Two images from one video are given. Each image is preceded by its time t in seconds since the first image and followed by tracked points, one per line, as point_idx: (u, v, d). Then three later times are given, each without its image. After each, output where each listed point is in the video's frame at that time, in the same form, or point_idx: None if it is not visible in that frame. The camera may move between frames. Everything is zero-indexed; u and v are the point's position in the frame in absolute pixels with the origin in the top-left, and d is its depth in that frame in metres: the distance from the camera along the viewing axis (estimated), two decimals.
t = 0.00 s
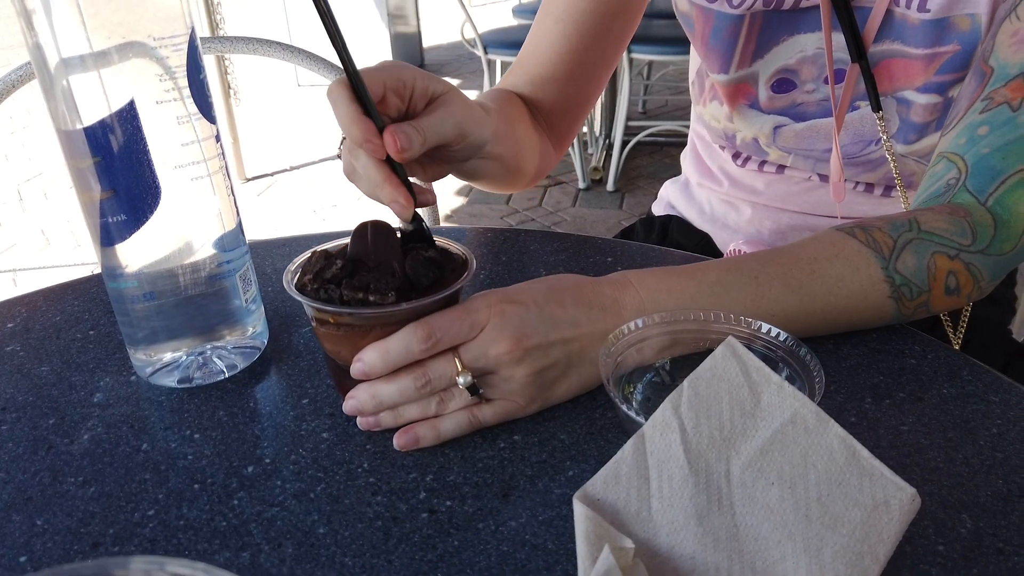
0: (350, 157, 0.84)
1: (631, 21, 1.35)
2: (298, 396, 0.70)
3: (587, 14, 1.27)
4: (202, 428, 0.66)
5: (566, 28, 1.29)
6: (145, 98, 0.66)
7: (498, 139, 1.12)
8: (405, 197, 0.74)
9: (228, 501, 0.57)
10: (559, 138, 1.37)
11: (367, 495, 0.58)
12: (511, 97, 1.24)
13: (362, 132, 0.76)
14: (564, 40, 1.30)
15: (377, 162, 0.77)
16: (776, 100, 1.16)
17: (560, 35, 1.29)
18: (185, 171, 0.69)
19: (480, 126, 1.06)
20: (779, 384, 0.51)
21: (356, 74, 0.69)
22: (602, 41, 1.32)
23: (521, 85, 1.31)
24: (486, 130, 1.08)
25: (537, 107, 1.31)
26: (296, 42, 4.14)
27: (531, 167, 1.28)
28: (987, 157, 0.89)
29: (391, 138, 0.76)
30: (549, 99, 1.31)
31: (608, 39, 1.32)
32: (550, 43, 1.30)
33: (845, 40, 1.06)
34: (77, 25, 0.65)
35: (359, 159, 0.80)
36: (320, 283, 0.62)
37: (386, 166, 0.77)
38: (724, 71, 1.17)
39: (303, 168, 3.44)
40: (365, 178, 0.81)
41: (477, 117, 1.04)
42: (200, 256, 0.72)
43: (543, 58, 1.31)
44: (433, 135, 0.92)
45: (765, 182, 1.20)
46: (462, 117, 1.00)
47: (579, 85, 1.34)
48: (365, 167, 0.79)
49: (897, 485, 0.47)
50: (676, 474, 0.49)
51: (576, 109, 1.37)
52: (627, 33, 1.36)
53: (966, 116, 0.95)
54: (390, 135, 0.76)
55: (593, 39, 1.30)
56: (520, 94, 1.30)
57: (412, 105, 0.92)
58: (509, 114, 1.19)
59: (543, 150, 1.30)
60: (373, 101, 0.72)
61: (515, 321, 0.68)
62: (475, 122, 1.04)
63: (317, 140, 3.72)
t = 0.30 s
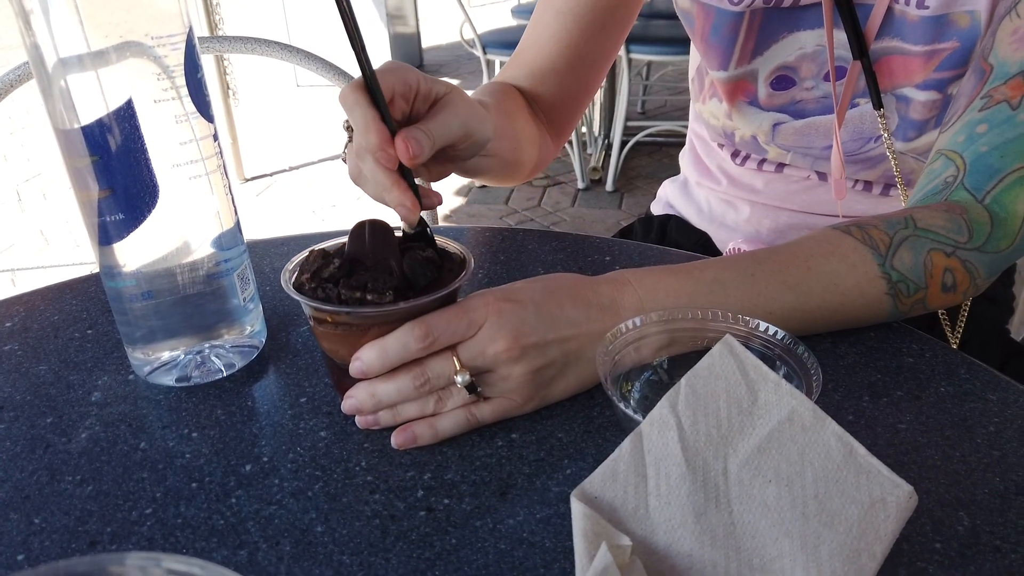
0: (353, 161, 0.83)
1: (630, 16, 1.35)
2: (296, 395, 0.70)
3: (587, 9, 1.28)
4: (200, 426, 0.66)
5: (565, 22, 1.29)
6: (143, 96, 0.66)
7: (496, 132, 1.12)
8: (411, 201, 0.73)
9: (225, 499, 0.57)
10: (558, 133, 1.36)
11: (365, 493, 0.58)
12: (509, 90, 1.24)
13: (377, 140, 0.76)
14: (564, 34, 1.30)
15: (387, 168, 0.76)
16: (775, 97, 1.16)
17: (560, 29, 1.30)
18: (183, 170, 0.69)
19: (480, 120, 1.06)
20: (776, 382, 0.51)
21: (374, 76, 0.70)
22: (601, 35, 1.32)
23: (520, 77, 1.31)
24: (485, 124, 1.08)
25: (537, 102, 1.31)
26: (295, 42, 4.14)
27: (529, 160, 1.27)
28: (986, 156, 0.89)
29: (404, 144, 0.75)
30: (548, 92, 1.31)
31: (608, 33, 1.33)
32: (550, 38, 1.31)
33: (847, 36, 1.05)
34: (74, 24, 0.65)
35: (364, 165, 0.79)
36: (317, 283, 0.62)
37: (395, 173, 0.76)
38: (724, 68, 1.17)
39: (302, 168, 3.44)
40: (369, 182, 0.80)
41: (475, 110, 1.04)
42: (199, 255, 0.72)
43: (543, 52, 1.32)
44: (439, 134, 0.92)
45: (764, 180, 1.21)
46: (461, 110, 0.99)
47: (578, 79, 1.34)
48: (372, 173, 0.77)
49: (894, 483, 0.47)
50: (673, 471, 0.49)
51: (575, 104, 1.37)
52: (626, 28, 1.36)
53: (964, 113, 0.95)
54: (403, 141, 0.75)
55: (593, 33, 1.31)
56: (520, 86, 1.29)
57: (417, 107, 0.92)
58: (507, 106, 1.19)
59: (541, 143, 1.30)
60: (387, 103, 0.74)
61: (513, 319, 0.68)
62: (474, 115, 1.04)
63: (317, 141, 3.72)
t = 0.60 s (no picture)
0: (359, 169, 0.82)
1: (633, 12, 1.35)
2: (296, 397, 0.70)
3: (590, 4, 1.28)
4: (201, 429, 0.66)
5: (568, 18, 1.29)
6: (144, 98, 0.66)
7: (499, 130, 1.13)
8: (417, 207, 0.73)
9: (226, 502, 0.57)
10: (560, 129, 1.37)
11: (366, 496, 0.58)
12: (512, 86, 1.24)
13: (383, 147, 0.75)
14: (567, 31, 1.30)
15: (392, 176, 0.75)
16: (777, 96, 1.16)
17: (563, 25, 1.30)
18: (183, 172, 0.69)
19: (484, 119, 1.06)
20: (777, 385, 0.51)
21: (377, 82, 0.70)
22: (604, 31, 1.32)
23: (523, 74, 1.32)
24: (490, 122, 1.08)
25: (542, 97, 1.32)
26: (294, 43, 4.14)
27: (532, 158, 1.28)
28: (983, 156, 0.89)
29: (407, 152, 0.73)
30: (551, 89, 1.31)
31: (611, 30, 1.33)
32: (553, 34, 1.31)
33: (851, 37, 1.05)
34: (75, 25, 0.65)
35: (369, 173, 0.78)
36: (316, 286, 0.62)
37: (401, 180, 0.75)
38: (727, 65, 1.16)
39: (301, 169, 3.44)
40: (372, 190, 0.79)
41: (479, 109, 1.04)
42: (200, 257, 0.72)
43: (546, 49, 1.32)
44: (445, 137, 0.91)
45: (765, 178, 1.21)
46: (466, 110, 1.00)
47: (581, 75, 1.35)
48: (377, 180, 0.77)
49: (895, 486, 0.47)
50: (674, 475, 0.49)
51: (579, 99, 1.37)
52: (629, 24, 1.36)
53: (964, 113, 0.95)
54: (406, 148, 0.74)
55: (596, 30, 1.31)
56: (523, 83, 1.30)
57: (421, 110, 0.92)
58: (510, 104, 1.19)
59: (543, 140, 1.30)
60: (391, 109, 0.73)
61: (513, 320, 0.68)
62: (479, 114, 1.04)
63: (316, 141, 3.72)
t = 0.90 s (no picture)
0: (347, 179, 0.79)
1: (634, 11, 1.36)
2: (294, 398, 0.70)
3: None
4: (198, 430, 0.66)
5: (570, 14, 1.29)
6: (142, 100, 0.67)
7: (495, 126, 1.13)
8: (410, 211, 0.73)
9: (223, 504, 0.57)
10: (558, 124, 1.37)
11: (363, 498, 0.58)
12: (510, 80, 1.24)
13: (370, 155, 0.74)
14: (568, 27, 1.30)
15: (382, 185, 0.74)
16: (781, 97, 1.16)
17: (565, 21, 1.30)
18: (181, 173, 0.69)
19: (479, 116, 1.06)
20: (773, 387, 0.51)
21: (358, 89, 0.69)
22: (606, 29, 1.32)
23: (523, 68, 1.32)
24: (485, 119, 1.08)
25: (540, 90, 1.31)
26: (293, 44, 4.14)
27: (529, 153, 1.28)
28: (981, 156, 0.89)
29: (394, 159, 0.73)
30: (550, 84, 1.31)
31: (612, 28, 1.33)
32: (554, 30, 1.31)
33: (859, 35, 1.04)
34: (72, 25, 0.65)
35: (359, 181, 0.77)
36: (313, 289, 0.62)
37: (392, 186, 0.74)
38: (732, 65, 1.16)
39: (300, 170, 3.44)
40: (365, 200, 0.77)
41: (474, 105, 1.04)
42: (196, 258, 0.72)
43: (546, 45, 1.32)
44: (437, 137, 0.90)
45: (766, 177, 1.20)
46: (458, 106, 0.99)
47: (580, 71, 1.35)
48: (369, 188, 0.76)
49: (891, 487, 0.47)
50: (670, 476, 0.49)
51: (579, 93, 1.37)
52: (630, 23, 1.37)
53: (962, 114, 0.95)
54: (394, 155, 0.73)
55: (598, 27, 1.31)
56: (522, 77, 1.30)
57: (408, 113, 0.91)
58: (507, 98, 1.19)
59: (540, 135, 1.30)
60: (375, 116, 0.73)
61: (509, 323, 0.68)
62: (473, 110, 1.04)
63: (314, 142, 3.72)
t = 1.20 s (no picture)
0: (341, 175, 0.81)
1: (633, 10, 1.36)
2: (294, 403, 0.70)
3: None
4: (198, 435, 0.66)
5: (569, 9, 1.29)
6: (141, 104, 0.67)
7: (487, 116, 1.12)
8: (401, 204, 0.73)
9: (223, 508, 0.57)
10: (552, 119, 1.37)
11: (363, 503, 0.58)
12: (505, 71, 1.23)
13: (353, 151, 0.75)
14: (566, 23, 1.31)
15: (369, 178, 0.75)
16: (784, 100, 1.16)
17: (563, 17, 1.30)
18: (181, 178, 0.69)
19: (467, 104, 1.05)
20: (773, 392, 0.51)
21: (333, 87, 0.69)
22: (605, 27, 1.33)
23: (518, 62, 1.31)
24: (475, 108, 1.08)
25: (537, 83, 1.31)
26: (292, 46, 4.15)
27: (523, 146, 1.27)
28: (979, 161, 0.89)
29: (375, 153, 0.71)
30: (545, 77, 1.31)
31: (610, 27, 1.33)
32: (552, 26, 1.31)
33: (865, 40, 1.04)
34: (71, 29, 0.65)
35: (350, 178, 0.78)
36: (313, 294, 0.62)
37: (380, 179, 0.75)
38: (736, 68, 1.16)
39: (299, 171, 3.44)
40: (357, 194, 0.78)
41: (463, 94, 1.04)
42: (196, 262, 0.72)
43: (543, 40, 1.32)
44: (421, 129, 0.90)
45: (766, 179, 1.20)
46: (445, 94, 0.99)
47: (577, 67, 1.35)
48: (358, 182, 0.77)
49: (891, 492, 0.47)
50: (670, 481, 0.49)
51: (575, 88, 1.38)
52: (628, 22, 1.37)
53: (961, 119, 0.95)
54: (375, 149, 0.72)
55: (597, 25, 1.31)
56: (519, 69, 1.30)
57: (392, 105, 0.91)
58: (503, 90, 1.19)
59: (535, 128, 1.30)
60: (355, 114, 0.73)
61: (510, 328, 0.68)
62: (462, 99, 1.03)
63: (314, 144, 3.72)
